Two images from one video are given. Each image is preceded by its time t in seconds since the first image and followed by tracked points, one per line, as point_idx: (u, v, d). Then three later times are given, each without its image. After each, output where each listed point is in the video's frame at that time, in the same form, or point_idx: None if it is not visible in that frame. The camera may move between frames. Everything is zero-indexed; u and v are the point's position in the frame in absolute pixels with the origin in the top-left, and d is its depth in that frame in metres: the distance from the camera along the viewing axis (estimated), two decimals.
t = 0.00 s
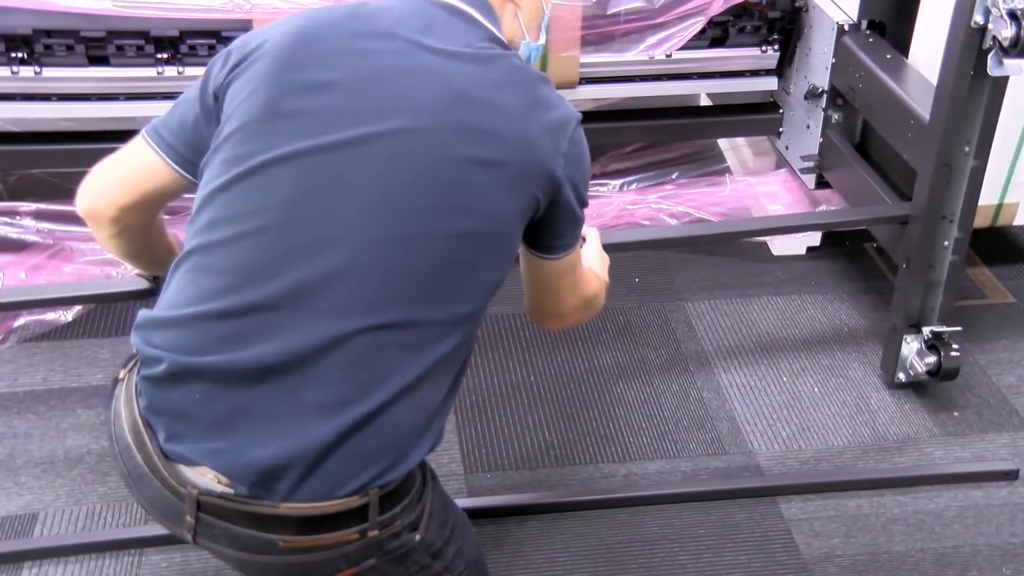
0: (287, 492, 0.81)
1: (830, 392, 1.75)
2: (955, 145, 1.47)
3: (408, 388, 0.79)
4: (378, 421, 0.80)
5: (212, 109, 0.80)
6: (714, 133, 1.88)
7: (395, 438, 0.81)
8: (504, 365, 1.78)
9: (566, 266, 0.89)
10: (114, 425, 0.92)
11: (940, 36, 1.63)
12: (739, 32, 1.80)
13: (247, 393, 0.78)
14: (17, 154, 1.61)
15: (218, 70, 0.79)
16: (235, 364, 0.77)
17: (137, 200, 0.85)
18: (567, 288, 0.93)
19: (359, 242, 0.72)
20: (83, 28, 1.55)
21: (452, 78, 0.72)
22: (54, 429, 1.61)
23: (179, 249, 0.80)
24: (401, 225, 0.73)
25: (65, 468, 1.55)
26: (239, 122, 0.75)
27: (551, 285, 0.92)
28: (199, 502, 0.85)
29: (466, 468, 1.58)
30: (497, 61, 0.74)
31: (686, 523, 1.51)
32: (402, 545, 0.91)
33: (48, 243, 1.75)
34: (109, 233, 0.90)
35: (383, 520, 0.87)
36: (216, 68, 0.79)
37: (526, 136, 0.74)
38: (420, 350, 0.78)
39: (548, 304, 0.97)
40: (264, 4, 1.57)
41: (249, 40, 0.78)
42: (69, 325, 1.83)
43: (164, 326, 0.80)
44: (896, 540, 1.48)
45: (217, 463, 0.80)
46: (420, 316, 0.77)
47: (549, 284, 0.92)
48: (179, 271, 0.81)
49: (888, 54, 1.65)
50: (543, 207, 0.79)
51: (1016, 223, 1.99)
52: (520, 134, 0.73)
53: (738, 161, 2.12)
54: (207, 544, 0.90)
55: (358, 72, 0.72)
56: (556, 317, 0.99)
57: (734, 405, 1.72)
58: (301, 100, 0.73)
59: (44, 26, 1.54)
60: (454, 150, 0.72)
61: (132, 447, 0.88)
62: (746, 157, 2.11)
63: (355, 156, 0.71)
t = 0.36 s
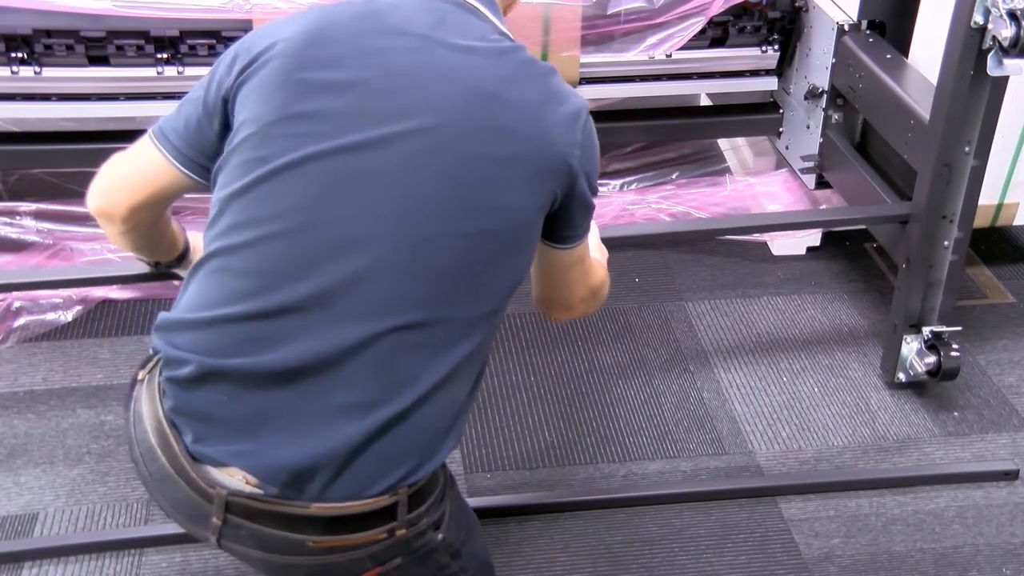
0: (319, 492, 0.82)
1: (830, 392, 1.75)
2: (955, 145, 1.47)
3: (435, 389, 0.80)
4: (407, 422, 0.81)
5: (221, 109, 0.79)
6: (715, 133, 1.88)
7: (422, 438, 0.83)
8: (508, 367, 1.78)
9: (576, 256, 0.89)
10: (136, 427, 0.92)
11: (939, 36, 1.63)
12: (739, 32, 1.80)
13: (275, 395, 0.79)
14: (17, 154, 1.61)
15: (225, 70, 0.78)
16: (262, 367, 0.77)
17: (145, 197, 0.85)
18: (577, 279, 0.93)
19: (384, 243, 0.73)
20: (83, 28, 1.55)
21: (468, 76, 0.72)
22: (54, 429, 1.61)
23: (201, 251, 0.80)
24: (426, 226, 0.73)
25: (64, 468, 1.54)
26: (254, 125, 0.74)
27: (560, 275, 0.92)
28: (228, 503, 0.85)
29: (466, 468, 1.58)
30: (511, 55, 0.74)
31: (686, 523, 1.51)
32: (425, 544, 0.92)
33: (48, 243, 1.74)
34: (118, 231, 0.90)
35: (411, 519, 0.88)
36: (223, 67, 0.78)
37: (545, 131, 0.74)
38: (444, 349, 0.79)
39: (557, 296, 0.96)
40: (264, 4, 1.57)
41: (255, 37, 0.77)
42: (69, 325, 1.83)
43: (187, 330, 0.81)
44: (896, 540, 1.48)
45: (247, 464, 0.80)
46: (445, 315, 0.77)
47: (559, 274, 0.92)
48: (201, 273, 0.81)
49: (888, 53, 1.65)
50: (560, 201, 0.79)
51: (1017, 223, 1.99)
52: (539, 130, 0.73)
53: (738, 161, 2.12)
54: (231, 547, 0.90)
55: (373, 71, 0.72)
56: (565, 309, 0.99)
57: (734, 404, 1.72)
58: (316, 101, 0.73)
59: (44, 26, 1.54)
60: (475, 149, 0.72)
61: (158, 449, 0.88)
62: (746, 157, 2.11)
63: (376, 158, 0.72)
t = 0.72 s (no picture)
0: (352, 491, 0.82)
1: (830, 392, 1.75)
2: (955, 145, 1.47)
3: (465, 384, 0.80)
4: (439, 419, 0.81)
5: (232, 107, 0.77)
6: (715, 133, 1.88)
7: (453, 435, 0.83)
8: (513, 369, 1.77)
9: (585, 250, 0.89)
10: (161, 429, 0.91)
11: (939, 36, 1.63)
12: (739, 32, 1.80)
13: (307, 396, 0.79)
14: (17, 154, 1.61)
15: (234, 67, 0.76)
16: (292, 370, 0.76)
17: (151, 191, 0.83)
18: (585, 272, 0.93)
19: (413, 243, 0.72)
20: (83, 28, 1.54)
21: (488, 71, 0.70)
22: (54, 429, 1.61)
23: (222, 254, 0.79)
24: (454, 224, 0.72)
25: (64, 468, 1.54)
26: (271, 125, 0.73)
27: (568, 269, 0.92)
28: (260, 503, 0.84)
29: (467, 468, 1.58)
30: (525, 47, 0.73)
31: (686, 523, 1.51)
32: (449, 541, 0.93)
33: (48, 243, 1.74)
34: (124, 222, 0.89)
35: (439, 516, 0.89)
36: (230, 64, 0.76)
37: (565, 123, 0.73)
38: (474, 344, 0.79)
39: (565, 289, 0.96)
40: (263, 4, 1.57)
41: (263, 32, 0.75)
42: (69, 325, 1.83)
43: (212, 332, 0.80)
44: (896, 540, 1.48)
45: (281, 464, 0.80)
46: (473, 310, 0.77)
47: (567, 267, 0.92)
48: (223, 275, 0.80)
49: (888, 53, 1.65)
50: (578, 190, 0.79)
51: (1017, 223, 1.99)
52: (559, 122, 0.73)
53: (738, 161, 2.12)
54: (261, 547, 0.89)
55: (391, 69, 0.70)
56: (573, 303, 0.99)
57: (734, 405, 1.72)
58: (335, 100, 0.71)
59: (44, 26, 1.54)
60: (499, 145, 0.71)
61: (186, 450, 0.87)
62: (745, 157, 2.11)
63: (401, 157, 0.70)
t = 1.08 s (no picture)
0: (378, 490, 0.82)
1: (830, 392, 1.75)
2: (954, 145, 1.47)
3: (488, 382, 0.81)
4: (464, 417, 0.82)
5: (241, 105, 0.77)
6: (715, 133, 1.88)
7: (476, 432, 0.84)
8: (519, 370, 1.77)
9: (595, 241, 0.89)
10: (180, 429, 0.90)
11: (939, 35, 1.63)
12: (739, 32, 1.80)
13: (330, 396, 0.79)
14: (17, 154, 1.61)
15: (243, 65, 0.75)
16: (315, 371, 0.76)
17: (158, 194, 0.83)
18: (595, 263, 0.93)
19: (437, 240, 0.72)
20: (83, 27, 1.54)
21: (504, 63, 0.70)
22: (54, 429, 1.61)
23: (238, 256, 0.79)
24: (477, 219, 0.73)
25: (64, 468, 1.54)
26: (285, 122, 0.72)
27: (579, 261, 0.92)
28: (286, 501, 0.84)
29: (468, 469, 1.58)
30: (537, 37, 0.73)
31: (687, 523, 1.51)
32: (467, 536, 0.95)
33: (48, 243, 1.74)
34: (131, 228, 0.88)
35: (460, 510, 0.91)
36: (237, 61, 0.76)
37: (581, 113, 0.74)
38: (498, 339, 0.80)
39: (575, 284, 0.96)
40: (263, 4, 1.57)
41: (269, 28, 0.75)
42: (68, 325, 1.83)
43: (232, 334, 0.80)
44: (896, 540, 1.48)
45: (308, 465, 0.80)
46: (495, 305, 0.77)
47: (577, 260, 0.92)
48: (239, 276, 0.80)
49: (888, 54, 1.65)
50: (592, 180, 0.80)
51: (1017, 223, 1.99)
52: (575, 113, 0.73)
53: (738, 161, 2.12)
54: (284, 545, 0.89)
55: (406, 65, 0.70)
56: (584, 299, 0.99)
57: (736, 405, 1.72)
58: (349, 97, 0.71)
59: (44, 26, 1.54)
60: (518, 138, 0.71)
61: (208, 450, 0.87)
62: (746, 157, 2.11)
63: (421, 154, 0.70)
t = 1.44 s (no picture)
0: (390, 486, 0.82)
1: (839, 394, 1.74)
2: (965, 146, 1.47)
3: (500, 378, 0.81)
4: (476, 413, 0.82)
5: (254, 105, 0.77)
6: (725, 133, 1.87)
7: (487, 429, 0.84)
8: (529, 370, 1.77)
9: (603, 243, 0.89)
10: (194, 425, 0.91)
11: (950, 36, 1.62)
12: (750, 32, 1.80)
13: (343, 391, 0.79)
14: (28, 152, 1.61)
15: (255, 64, 0.76)
16: (327, 366, 0.77)
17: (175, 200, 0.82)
18: (604, 267, 0.93)
19: (449, 237, 0.72)
20: (95, 27, 1.55)
21: (515, 61, 0.71)
22: (65, 426, 1.62)
23: (251, 253, 0.79)
24: (489, 215, 0.73)
25: (74, 465, 1.55)
26: (297, 120, 0.73)
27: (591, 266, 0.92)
28: (299, 496, 0.84)
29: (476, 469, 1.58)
30: (547, 35, 0.73)
31: (695, 524, 1.51)
32: (477, 533, 0.95)
33: (60, 241, 1.75)
34: (144, 235, 0.87)
35: (472, 507, 0.91)
36: (252, 61, 0.76)
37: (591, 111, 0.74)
38: (511, 335, 0.80)
39: (587, 287, 0.96)
40: (275, 3, 1.57)
41: (281, 29, 0.75)
42: (79, 323, 1.84)
43: (245, 331, 0.80)
44: (904, 542, 1.48)
45: (320, 460, 0.80)
46: (506, 301, 0.77)
47: (588, 264, 0.91)
48: (252, 273, 0.80)
49: (899, 54, 1.64)
50: (602, 177, 0.80)
51: None
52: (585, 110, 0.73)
53: (748, 162, 2.11)
54: (297, 541, 0.89)
55: (418, 62, 0.70)
56: (596, 303, 0.99)
57: (744, 406, 1.71)
58: (361, 95, 0.71)
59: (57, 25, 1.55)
60: (530, 135, 0.72)
61: (221, 445, 0.87)
62: (755, 158, 2.11)
63: (433, 150, 0.71)
